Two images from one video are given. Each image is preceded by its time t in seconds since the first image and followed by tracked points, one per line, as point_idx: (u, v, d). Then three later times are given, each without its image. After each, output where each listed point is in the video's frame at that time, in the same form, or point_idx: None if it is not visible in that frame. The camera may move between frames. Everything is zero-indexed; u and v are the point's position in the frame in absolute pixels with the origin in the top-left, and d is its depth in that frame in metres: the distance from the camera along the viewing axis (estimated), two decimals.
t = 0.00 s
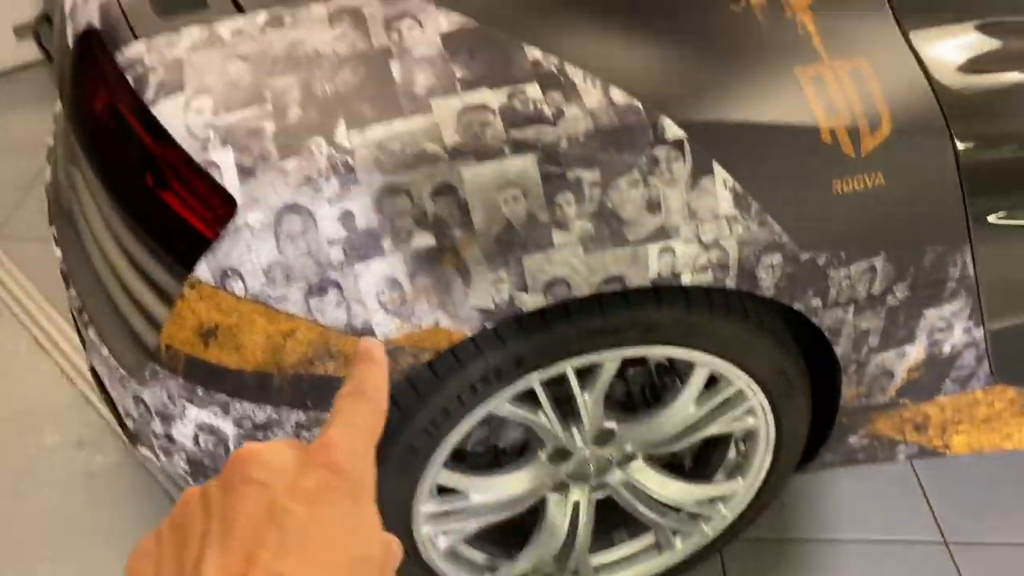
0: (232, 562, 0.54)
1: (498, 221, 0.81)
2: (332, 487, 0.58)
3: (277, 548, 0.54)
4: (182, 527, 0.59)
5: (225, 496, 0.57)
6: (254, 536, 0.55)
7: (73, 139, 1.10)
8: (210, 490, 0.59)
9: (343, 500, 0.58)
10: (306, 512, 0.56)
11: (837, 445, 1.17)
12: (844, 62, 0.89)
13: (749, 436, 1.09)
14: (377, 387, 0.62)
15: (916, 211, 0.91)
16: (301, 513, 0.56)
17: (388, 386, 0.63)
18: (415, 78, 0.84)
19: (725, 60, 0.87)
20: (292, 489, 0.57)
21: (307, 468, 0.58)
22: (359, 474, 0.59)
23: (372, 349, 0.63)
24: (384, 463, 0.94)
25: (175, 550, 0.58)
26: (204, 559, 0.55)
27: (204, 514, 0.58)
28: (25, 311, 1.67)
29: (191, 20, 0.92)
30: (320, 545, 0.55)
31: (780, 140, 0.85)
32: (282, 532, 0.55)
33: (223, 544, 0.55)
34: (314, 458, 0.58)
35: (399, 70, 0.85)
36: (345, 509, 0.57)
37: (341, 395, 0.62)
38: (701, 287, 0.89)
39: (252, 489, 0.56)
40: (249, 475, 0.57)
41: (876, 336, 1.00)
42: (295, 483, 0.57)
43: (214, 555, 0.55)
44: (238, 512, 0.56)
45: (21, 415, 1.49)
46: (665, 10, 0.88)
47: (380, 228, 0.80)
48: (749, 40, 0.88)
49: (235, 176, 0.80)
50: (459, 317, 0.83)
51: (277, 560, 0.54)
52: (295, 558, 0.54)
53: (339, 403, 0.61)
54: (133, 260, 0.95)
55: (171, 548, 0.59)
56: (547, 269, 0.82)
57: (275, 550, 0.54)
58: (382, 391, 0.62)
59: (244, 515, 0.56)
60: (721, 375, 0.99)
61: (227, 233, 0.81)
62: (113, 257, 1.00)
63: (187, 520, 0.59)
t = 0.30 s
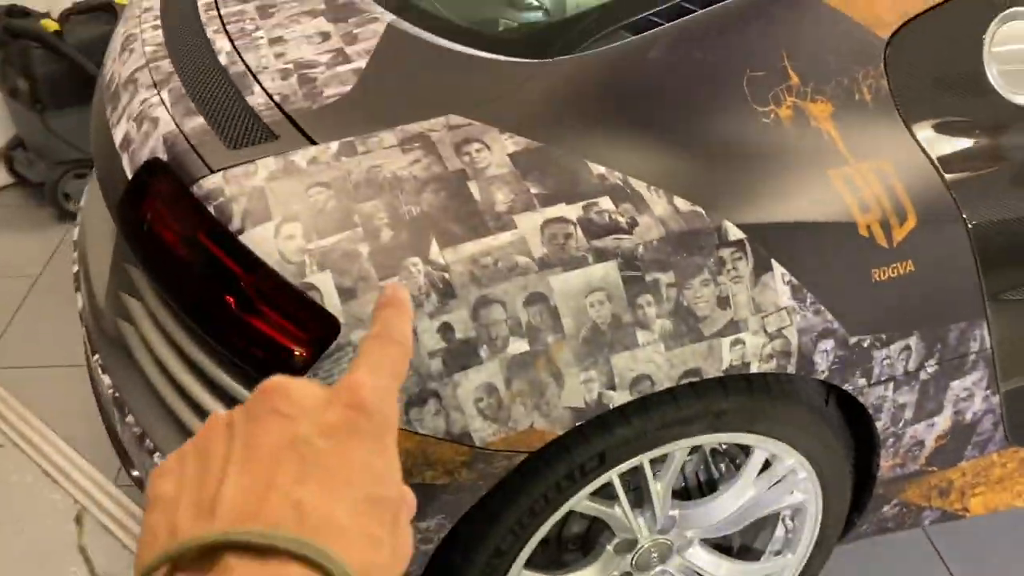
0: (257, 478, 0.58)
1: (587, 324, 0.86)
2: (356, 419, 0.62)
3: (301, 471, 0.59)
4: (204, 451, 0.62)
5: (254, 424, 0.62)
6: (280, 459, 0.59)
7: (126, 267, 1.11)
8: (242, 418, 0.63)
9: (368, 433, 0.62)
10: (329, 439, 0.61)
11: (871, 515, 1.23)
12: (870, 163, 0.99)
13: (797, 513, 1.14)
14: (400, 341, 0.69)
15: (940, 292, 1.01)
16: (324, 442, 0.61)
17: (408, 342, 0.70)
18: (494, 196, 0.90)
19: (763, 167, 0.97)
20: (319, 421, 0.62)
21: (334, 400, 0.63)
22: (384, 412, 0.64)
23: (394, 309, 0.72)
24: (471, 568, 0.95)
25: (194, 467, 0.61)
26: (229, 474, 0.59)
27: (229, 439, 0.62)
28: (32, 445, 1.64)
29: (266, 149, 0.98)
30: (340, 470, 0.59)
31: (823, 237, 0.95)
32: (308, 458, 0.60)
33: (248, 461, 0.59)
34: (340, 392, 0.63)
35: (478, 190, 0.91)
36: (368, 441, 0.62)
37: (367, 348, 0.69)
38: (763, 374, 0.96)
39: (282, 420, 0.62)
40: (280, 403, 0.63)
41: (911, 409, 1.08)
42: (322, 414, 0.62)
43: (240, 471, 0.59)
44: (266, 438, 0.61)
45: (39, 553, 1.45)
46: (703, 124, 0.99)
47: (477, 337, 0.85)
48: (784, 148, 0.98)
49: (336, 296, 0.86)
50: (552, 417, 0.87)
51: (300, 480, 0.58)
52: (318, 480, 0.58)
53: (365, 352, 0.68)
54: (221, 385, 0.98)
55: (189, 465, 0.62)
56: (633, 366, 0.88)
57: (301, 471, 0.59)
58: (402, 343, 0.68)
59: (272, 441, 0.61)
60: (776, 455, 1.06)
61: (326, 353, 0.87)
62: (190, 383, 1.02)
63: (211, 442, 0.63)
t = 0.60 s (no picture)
0: (272, 432, 0.64)
1: (605, 351, 0.94)
2: (359, 380, 0.68)
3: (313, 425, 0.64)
4: (223, 416, 0.67)
5: (269, 391, 0.68)
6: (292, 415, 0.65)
7: (142, 323, 1.14)
8: (255, 387, 0.69)
9: (370, 392, 0.68)
10: (336, 397, 0.67)
11: (851, 524, 1.33)
12: (837, 198, 1.11)
13: (787, 524, 1.22)
14: (393, 313, 0.74)
15: (906, 312, 1.13)
16: (333, 402, 0.66)
17: (401, 314, 0.76)
18: (510, 238, 0.98)
19: (746, 203, 1.08)
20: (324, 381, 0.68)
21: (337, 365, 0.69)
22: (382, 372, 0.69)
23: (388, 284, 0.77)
24: None
25: (215, 430, 0.66)
26: (247, 429, 0.64)
27: (247, 404, 0.67)
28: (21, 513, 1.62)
29: (288, 203, 1.04)
30: (349, 423, 0.65)
31: (803, 264, 1.06)
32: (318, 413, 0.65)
33: (264, 419, 0.65)
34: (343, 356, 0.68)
35: (495, 234, 0.99)
36: (372, 399, 0.67)
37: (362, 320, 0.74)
38: (758, 392, 1.05)
39: (293, 386, 0.67)
40: (290, 371, 0.68)
41: (885, 421, 1.19)
42: (328, 376, 0.68)
43: (257, 427, 0.64)
44: (279, 400, 0.66)
45: None
46: (689, 169, 1.09)
47: (506, 368, 0.92)
48: (762, 187, 1.09)
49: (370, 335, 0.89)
50: (577, 440, 0.94)
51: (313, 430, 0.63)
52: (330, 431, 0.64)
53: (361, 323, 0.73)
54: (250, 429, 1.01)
55: (210, 428, 0.66)
56: (648, 388, 0.96)
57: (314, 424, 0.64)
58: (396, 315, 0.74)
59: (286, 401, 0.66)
60: (769, 468, 1.15)
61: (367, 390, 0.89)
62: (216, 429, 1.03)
63: (229, 408, 0.68)
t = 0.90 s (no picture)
0: (242, 413, 0.69)
1: (604, 351, 1.02)
2: (325, 367, 0.73)
3: (280, 407, 0.69)
4: (196, 399, 0.72)
5: (238, 379, 0.73)
6: (259, 398, 0.70)
7: (155, 352, 1.18)
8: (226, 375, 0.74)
9: (332, 379, 0.73)
10: (302, 381, 0.72)
11: (830, 514, 1.41)
12: (801, 208, 1.21)
13: (772, 515, 1.30)
14: (352, 301, 0.78)
15: (869, 310, 1.23)
16: (300, 386, 0.71)
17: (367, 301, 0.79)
18: (510, 252, 1.06)
19: (720, 214, 1.17)
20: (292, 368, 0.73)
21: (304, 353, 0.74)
22: (346, 360, 0.74)
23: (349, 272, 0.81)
24: None
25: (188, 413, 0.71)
26: (219, 411, 0.70)
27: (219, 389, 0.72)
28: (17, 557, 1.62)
29: (297, 230, 1.10)
30: (312, 404, 0.70)
31: (776, 268, 1.16)
32: (284, 396, 0.70)
33: (233, 402, 0.70)
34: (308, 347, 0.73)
35: (495, 249, 1.06)
36: (334, 385, 0.72)
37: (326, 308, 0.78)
38: (743, 387, 1.14)
39: (261, 372, 0.73)
40: (258, 361, 0.74)
41: (857, 412, 1.28)
42: (295, 365, 0.73)
43: (229, 409, 0.69)
44: (246, 386, 0.71)
45: None
46: (667, 186, 1.19)
47: (515, 370, 0.99)
48: (734, 200, 1.19)
49: (388, 344, 0.96)
50: (582, 435, 1.02)
51: (280, 411, 0.69)
52: (294, 412, 0.69)
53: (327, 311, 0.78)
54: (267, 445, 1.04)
55: (184, 410, 0.71)
56: (645, 385, 1.04)
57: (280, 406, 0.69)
58: (357, 304, 0.78)
59: (255, 386, 0.71)
60: (754, 460, 1.23)
61: (387, 397, 0.96)
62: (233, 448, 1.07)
63: (200, 392, 0.73)
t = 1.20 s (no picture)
0: (248, 522, 0.53)
1: (615, 352, 1.14)
2: (333, 459, 0.57)
3: (291, 514, 0.53)
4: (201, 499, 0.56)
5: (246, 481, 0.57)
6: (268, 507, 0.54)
7: (195, 373, 1.28)
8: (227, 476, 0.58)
9: (346, 477, 0.56)
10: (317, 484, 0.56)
11: (818, 504, 1.53)
12: (781, 222, 1.35)
13: (767, 505, 1.42)
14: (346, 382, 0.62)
15: (845, 311, 1.37)
16: (306, 486, 0.56)
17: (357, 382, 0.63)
18: (525, 266, 1.17)
19: (709, 229, 1.31)
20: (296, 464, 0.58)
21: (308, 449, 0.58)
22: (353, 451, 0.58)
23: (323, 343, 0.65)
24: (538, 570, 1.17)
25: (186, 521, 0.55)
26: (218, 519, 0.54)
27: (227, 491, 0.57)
28: None
29: (329, 254, 1.20)
30: (327, 508, 0.55)
31: (762, 274, 1.29)
32: (297, 503, 0.54)
33: (238, 511, 0.54)
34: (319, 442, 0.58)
35: (512, 264, 1.18)
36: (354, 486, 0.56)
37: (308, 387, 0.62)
38: (738, 383, 1.27)
39: (268, 471, 0.57)
40: (261, 459, 0.58)
41: (838, 406, 1.41)
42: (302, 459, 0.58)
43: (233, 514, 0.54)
44: (253, 491, 0.56)
45: None
46: (659, 205, 1.32)
47: (536, 370, 1.10)
48: (721, 216, 1.32)
49: (424, 353, 1.07)
50: (598, 428, 1.13)
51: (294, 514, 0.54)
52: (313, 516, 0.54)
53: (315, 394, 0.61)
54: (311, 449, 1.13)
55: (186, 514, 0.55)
56: (652, 381, 1.16)
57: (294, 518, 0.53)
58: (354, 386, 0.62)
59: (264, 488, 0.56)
60: (749, 453, 1.34)
61: (424, 398, 1.06)
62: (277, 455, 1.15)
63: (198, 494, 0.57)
